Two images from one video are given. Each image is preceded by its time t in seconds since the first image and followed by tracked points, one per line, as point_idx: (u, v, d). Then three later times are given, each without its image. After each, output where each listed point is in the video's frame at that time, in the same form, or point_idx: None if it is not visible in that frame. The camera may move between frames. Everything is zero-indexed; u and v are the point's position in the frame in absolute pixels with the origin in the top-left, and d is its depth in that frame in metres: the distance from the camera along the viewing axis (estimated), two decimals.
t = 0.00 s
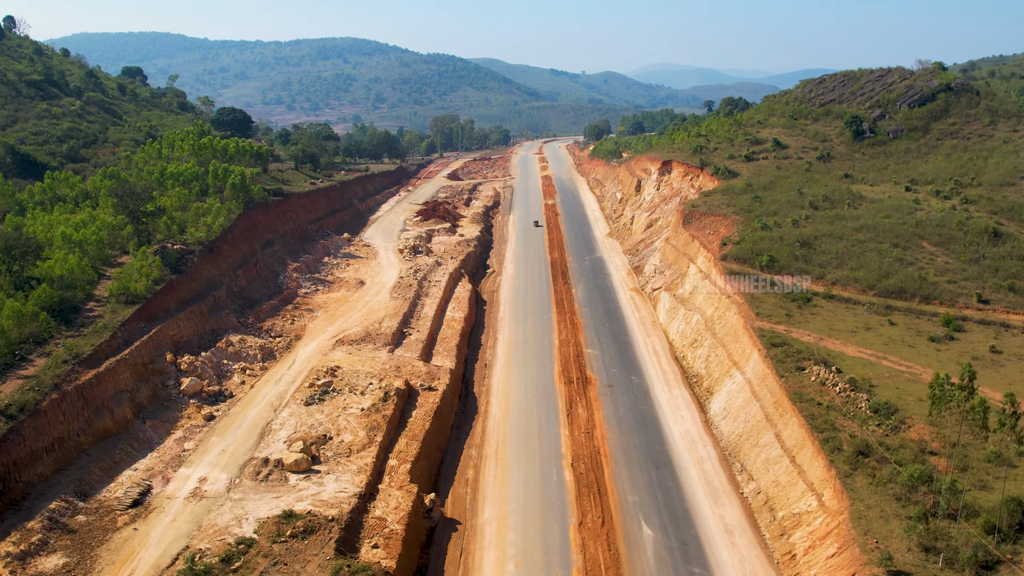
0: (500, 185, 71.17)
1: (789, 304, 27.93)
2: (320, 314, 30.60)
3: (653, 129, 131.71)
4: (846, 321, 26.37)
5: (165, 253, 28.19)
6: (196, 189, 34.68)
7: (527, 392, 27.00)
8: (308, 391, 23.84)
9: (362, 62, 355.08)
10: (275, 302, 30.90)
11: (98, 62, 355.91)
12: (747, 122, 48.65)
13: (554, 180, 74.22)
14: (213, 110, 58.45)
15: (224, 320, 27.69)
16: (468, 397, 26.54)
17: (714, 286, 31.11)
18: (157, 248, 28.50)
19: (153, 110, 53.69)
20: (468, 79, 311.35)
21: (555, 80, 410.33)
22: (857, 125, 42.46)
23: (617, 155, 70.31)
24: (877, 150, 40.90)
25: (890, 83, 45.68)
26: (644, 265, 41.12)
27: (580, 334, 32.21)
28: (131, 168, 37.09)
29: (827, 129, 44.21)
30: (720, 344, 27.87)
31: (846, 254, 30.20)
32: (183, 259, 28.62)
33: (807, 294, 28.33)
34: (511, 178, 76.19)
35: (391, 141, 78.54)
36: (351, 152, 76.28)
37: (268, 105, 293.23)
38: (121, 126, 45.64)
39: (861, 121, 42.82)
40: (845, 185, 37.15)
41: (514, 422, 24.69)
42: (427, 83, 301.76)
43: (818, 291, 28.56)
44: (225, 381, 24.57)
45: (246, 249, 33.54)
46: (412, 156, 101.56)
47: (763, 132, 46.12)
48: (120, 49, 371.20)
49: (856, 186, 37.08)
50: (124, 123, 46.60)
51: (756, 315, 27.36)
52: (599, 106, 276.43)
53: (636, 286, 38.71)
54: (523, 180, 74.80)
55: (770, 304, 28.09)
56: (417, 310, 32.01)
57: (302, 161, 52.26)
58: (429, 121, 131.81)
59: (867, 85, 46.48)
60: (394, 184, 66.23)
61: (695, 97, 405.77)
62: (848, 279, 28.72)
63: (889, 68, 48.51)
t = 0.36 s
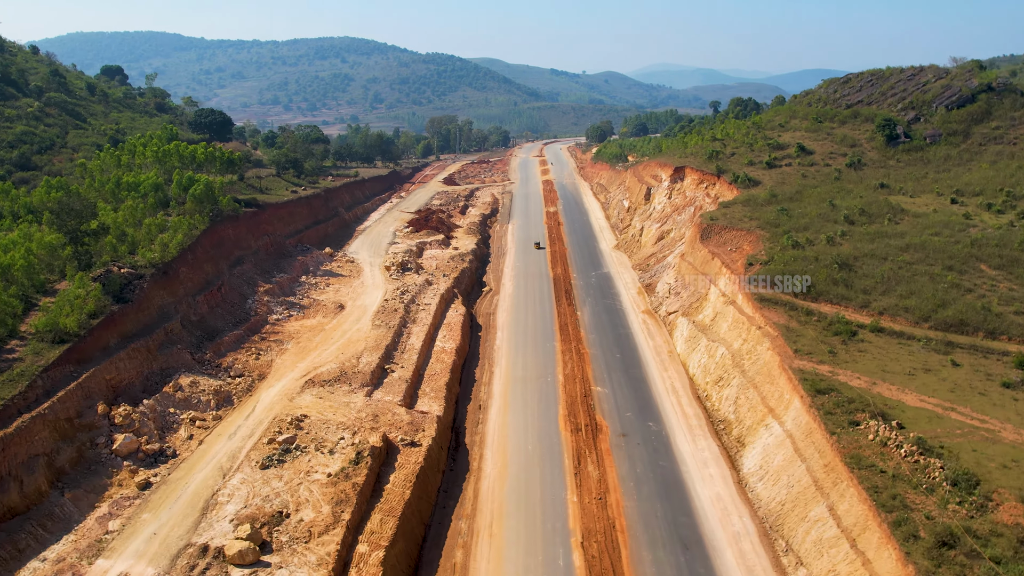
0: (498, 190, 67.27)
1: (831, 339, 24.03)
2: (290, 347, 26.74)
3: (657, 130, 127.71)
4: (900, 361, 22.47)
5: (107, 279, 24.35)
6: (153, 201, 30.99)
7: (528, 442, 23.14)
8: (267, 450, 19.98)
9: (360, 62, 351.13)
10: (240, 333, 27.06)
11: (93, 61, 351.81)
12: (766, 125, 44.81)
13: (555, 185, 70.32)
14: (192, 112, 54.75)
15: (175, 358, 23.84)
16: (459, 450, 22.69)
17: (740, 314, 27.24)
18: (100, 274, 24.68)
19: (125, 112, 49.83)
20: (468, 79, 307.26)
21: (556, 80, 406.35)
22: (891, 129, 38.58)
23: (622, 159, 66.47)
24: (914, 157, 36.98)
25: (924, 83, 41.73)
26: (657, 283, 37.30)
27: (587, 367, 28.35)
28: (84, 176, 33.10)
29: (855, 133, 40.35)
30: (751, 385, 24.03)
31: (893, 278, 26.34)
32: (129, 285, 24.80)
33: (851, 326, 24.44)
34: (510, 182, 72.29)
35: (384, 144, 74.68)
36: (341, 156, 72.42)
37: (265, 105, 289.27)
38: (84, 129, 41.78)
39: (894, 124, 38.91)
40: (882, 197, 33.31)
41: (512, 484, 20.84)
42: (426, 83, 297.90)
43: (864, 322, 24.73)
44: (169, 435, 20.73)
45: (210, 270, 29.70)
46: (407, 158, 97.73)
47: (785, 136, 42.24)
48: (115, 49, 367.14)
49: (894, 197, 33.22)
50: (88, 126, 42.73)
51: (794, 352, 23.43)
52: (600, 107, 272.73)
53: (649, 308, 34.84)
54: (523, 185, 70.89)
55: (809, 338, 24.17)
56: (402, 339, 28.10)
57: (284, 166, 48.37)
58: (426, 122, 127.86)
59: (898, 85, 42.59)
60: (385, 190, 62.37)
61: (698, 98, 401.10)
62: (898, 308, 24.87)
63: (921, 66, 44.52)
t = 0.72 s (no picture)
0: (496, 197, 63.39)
1: (889, 386, 20.17)
2: (251, 391, 22.88)
3: (660, 131, 123.88)
4: (978, 417, 18.56)
5: (26, 316, 20.15)
6: (97, 217, 27.04)
7: (528, 511, 19.28)
8: (205, 535, 16.09)
9: (358, 61, 347.27)
10: (192, 374, 23.19)
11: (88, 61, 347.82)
12: (788, 128, 40.98)
13: (557, 190, 66.47)
14: (166, 114, 50.88)
15: (108, 409, 19.93)
16: (445, 524, 18.82)
17: (776, 350, 23.38)
18: (18, 309, 20.41)
19: (90, 114, 45.89)
20: (467, 78, 303.42)
21: (555, 80, 402.56)
22: (931, 133, 34.74)
23: (628, 163, 62.67)
24: (958, 164, 33.08)
25: (964, 82, 37.81)
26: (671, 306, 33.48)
27: (598, 410, 24.47)
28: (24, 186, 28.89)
29: (890, 138, 36.52)
30: (795, 441, 20.16)
31: (956, 310, 22.47)
32: (56, 322, 20.76)
33: (911, 370, 20.57)
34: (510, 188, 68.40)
35: (376, 147, 70.86)
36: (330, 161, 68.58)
37: (261, 105, 285.37)
38: (38, 133, 37.83)
39: (935, 128, 35.03)
40: (929, 211, 29.48)
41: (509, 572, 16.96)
42: (424, 82, 293.87)
43: (926, 365, 20.88)
44: (88, 513, 16.67)
45: (162, 297, 25.82)
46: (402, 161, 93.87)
47: (811, 141, 38.38)
48: (110, 49, 363.16)
49: (942, 212, 29.37)
50: (44, 129, 38.80)
51: (847, 404, 19.59)
52: (601, 107, 268.88)
53: (664, 334, 31.00)
54: (523, 190, 67.00)
55: (863, 385, 20.34)
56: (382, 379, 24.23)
57: (263, 173, 44.48)
58: (423, 124, 124.07)
59: (935, 85, 38.75)
60: (376, 196, 58.43)
61: (699, 99, 397.58)
62: (966, 348, 20.99)
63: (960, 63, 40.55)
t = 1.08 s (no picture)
0: (494, 203, 59.48)
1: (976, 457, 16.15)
2: (194, 453, 18.97)
3: (665, 132, 119.98)
4: None
5: None
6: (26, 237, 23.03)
7: None
8: None
9: (356, 60, 343.28)
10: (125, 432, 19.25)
11: (83, 61, 343.76)
12: (816, 132, 37.06)
13: (559, 196, 62.60)
14: (136, 115, 46.85)
15: (9, 486, 15.66)
16: None
17: (826, 403, 19.49)
18: None
19: (49, 116, 41.90)
20: (466, 78, 299.48)
21: (556, 80, 398.44)
22: (982, 139, 30.76)
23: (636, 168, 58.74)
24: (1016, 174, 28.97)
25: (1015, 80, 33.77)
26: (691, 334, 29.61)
27: (611, 470, 20.57)
28: None
29: (933, 144, 32.58)
30: (859, 524, 16.22)
31: None
32: None
33: (1002, 434, 16.55)
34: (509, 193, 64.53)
35: (366, 151, 66.92)
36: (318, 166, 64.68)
37: (257, 105, 281.47)
38: None
39: (986, 133, 31.02)
40: (990, 229, 25.58)
41: None
42: (423, 81, 289.72)
43: (1018, 428, 16.86)
44: None
45: (98, 334, 21.90)
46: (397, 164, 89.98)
47: (843, 146, 34.45)
48: (106, 48, 359.01)
49: (1006, 230, 25.42)
50: None
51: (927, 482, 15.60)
52: (602, 107, 264.79)
53: (684, 369, 27.11)
54: (523, 196, 63.16)
55: (941, 455, 16.35)
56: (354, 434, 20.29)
57: (238, 181, 40.53)
58: (419, 124, 119.97)
59: (981, 84, 34.81)
60: (365, 204, 54.48)
61: (700, 98, 393.29)
62: None
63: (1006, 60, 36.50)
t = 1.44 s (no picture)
0: (491, 209, 55.50)
1: None
2: (109, 546, 15.00)
3: (670, 131, 115.73)
4: None
5: None
6: None
7: None
8: None
9: (354, 57, 338.50)
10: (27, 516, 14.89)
11: (78, 57, 340.01)
12: (850, 134, 33.15)
13: (561, 200, 58.62)
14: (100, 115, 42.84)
15: None
16: None
17: (901, 480, 15.56)
18: None
19: None
20: (465, 74, 294.85)
21: (556, 76, 393.23)
22: None
23: (644, 171, 54.85)
24: None
25: None
26: (716, 370, 25.74)
27: (631, 555, 16.75)
28: None
29: (989, 149, 28.68)
30: None
31: None
32: None
33: None
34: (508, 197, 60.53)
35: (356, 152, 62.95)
36: (304, 168, 60.67)
37: (253, 102, 277.10)
38: None
39: None
40: None
41: None
42: (421, 78, 285.39)
43: None
44: None
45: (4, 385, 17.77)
46: (391, 165, 86.18)
47: (884, 153, 30.58)
48: (100, 44, 354.29)
49: None
50: None
51: None
52: (603, 104, 260.53)
53: (710, 414, 23.28)
54: (523, 200, 59.15)
55: None
56: (315, 515, 16.37)
57: (207, 188, 36.62)
58: (415, 122, 116.07)
59: None
60: (353, 210, 50.51)
61: (703, 95, 388.23)
62: None
63: None
